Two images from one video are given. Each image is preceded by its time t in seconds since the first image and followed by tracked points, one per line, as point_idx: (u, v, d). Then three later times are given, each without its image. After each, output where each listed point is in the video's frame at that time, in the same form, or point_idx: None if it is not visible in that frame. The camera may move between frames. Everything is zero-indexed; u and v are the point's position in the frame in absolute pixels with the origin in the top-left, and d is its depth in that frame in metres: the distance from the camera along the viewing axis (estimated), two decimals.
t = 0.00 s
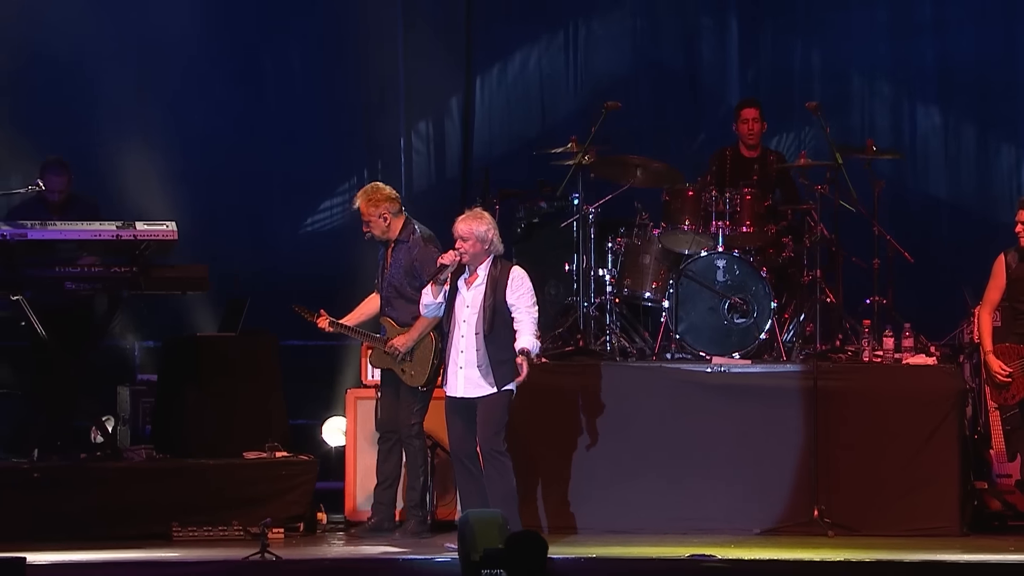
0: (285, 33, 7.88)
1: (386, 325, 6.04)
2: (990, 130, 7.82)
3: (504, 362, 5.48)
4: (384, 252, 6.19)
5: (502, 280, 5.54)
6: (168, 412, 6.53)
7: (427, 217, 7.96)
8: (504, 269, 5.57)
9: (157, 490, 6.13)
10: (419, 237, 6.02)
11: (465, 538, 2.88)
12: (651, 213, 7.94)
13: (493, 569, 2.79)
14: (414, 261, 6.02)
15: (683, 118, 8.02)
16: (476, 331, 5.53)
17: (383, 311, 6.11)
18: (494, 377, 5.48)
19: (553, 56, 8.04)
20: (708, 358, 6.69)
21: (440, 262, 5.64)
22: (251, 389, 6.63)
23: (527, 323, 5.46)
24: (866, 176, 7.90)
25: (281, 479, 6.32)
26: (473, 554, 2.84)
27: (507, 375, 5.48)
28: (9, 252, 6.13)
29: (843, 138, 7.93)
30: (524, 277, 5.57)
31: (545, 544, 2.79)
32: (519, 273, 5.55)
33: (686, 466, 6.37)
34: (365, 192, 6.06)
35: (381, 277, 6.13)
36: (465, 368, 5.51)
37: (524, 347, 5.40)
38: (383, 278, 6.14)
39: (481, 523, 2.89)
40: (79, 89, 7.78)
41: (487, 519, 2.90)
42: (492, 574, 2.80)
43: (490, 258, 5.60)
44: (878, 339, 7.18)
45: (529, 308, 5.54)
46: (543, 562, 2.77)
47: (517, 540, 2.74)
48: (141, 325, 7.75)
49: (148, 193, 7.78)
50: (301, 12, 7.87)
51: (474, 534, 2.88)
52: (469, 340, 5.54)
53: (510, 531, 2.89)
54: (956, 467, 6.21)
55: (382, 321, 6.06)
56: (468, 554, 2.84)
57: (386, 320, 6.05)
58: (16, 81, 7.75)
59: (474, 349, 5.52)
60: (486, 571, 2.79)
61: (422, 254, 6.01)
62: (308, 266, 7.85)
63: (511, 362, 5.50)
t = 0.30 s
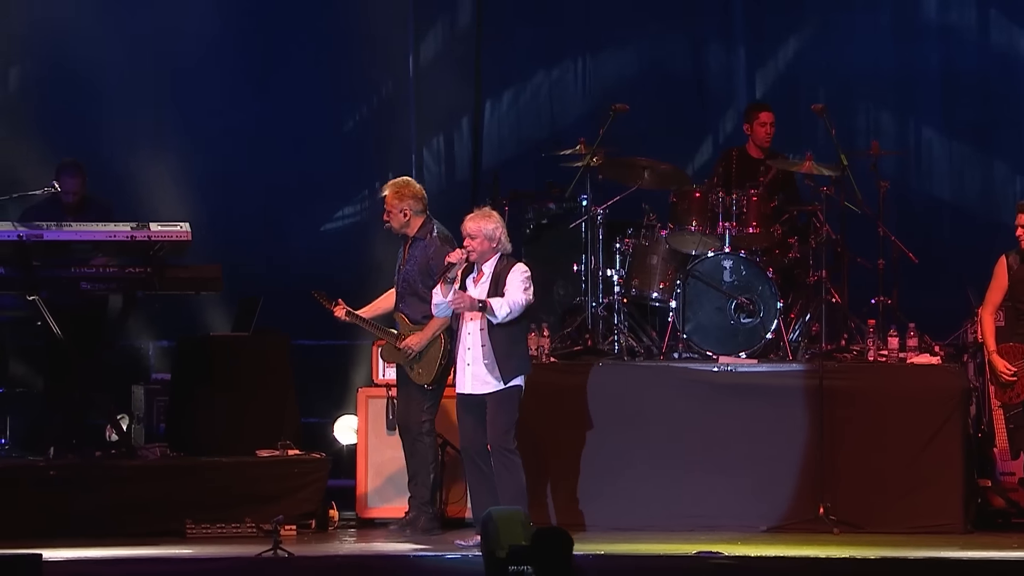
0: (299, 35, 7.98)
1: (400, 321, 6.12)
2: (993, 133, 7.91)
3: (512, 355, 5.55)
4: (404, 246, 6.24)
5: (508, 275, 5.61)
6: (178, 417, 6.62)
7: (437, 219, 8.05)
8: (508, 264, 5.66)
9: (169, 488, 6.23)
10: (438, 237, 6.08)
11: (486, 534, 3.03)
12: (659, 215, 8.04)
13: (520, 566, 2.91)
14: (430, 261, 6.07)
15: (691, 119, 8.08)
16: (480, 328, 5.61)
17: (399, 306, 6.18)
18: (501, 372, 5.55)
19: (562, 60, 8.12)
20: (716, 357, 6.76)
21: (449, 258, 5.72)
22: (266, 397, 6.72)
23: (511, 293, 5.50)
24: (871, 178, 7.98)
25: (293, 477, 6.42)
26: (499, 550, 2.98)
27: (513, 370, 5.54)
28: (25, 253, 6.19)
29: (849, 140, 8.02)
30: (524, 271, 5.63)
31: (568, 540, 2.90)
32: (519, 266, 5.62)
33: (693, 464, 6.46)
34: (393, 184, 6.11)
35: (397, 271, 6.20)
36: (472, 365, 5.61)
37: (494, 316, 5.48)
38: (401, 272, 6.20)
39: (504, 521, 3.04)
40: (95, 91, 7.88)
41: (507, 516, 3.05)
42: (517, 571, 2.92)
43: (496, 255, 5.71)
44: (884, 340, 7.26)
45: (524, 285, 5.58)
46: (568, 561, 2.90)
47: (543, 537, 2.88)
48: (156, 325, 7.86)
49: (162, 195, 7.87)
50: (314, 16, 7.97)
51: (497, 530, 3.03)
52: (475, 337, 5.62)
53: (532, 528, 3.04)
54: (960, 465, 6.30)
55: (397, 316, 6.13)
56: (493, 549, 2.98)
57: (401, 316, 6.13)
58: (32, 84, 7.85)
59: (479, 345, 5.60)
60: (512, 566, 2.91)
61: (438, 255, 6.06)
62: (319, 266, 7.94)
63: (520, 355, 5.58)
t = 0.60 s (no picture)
0: (312, 39, 8.09)
1: (415, 319, 6.18)
2: (996, 135, 8.01)
3: (517, 348, 5.66)
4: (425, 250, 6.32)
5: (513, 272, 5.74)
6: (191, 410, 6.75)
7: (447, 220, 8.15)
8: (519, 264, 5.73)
9: (181, 485, 6.31)
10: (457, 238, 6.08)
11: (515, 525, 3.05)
12: (666, 216, 8.13)
13: (547, 563, 2.95)
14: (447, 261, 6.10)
15: (698, 122, 8.17)
16: (486, 323, 5.73)
17: (414, 305, 6.25)
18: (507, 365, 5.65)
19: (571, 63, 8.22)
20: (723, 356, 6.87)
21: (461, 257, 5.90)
22: (280, 395, 6.81)
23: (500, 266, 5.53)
24: (876, 179, 8.06)
25: (304, 474, 6.50)
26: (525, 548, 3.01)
27: (519, 363, 5.65)
28: (41, 254, 6.27)
29: (854, 143, 8.11)
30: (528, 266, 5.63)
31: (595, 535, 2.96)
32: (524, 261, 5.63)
33: (700, 462, 6.53)
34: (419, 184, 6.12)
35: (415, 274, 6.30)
36: (482, 360, 5.71)
37: (476, 283, 5.48)
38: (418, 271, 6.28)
39: (527, 518, 3.06)
40: (112, 93, 7.98)
41: (531, 511, 3.06)
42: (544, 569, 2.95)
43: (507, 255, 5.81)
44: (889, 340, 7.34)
45: (525, 284, 5.60)
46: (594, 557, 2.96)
47: (575, 533, 2.93)
48: (169, 324, 7.95)
49: (175, 196, 7.97)
50: (326, 20, 8.09)
51: (521, 529, 3.04)
52: (483, 332, 5.74)
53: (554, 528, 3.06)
54: (963, 463, 6.38)
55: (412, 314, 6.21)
56: (519, 547, 3.02)
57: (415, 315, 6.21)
58: (49, 86, 7.94)
59: (487, 340, 5.71)
60: (540, 564, 2.95)
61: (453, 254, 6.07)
62: (330, 267, 8.05)
63: (525, 348, 5.69)
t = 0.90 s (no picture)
0: (326, 43, 8.19)
1: (431, 318, 6.32)
2: (1001, 137, 8.10)
3: (525, 344, 5.76)
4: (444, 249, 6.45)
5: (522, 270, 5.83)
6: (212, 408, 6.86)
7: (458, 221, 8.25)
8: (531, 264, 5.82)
9: (194, 482, 6.41)
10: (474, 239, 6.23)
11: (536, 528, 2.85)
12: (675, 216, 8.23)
13: (575, 560, 2.71)
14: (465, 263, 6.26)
15: (706, 124, 8.26)
16: (495, 319, 5.84)
17: (431, 306, 6.37)
18: (515, 361, 5.75)
19: (582, 66, 8.30)
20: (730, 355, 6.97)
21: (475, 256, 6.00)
22: (298, 395, 6.90)
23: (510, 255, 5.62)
24: (882, 179, 8.16)
25: (318, 471, 6.59)
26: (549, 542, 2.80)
27: (524, 359, 5.75)
28: (58, 254, 6.35)
29: (862, 144, 8.22)
30: (537, 264, 5.72)
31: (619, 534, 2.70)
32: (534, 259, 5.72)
33: (707, 459, 6.62)
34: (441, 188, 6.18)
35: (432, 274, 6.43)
36: (492, 357, 5.82)
37: (482, 264, 5.57)
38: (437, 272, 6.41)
39: (550, 515, 2.86)
40: (129, 96, 8.09)
41: (555, 511, 2.87)
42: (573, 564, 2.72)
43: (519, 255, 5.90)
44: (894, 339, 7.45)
45: (531, 279, 5.68)
46: (625, 561, 2.69)
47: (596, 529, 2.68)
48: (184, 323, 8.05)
49: (191, 196, 8.07)
50: (340, 24, 8.19)
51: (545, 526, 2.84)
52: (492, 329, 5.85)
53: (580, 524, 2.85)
54: (969, 461, 6.48)
55: (429, 313, 6.34)
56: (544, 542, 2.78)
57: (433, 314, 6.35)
58: (67, 87, 8.05)
59: (495, 337, 5.82)
60: (568, 560, 2.72)
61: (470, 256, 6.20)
62: (343, 267, 8.15)
63: (533, 343, 5.78)
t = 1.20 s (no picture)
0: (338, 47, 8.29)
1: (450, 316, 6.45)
2: (1007, 140, 8.21)
3: (537, 343, 5.85)
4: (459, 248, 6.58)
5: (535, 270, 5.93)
6: (229, 407, 6.95)
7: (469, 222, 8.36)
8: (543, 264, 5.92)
9: (210, 479, 6.50)
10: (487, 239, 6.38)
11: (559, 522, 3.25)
12: (684, 217, 8.33)
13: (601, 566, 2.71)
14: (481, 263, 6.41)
15: (714, 126, 8.35)
16: (507, 318, 5.93)
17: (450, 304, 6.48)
18: (527, 360, 5.84)
19: (592, 68, 8.40)
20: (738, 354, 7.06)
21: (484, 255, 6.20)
22: (313, 389, 7.00)
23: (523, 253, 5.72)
24: (889, 181, 8.26)
25: (331, 469, 6.70)
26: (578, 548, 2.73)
27: (536, 359, 5.84)
28: (76, 254, 6.44)
29: (869, 146, 8.30)
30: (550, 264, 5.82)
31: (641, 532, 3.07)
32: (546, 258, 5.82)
33: (716, 458, 6.71)
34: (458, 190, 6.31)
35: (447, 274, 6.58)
36: (504, 356, 5.91)
37: (496, 261, 5.67)
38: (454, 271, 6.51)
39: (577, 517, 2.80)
40: (145, 100, 8.18)
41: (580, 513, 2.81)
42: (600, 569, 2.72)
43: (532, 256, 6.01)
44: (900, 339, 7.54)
45: (542, 280, 5.78)
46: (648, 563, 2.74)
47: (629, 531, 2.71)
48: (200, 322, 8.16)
49: (206, 197, 8.18)
50: (353, 27, 8.29)
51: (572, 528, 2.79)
52: (504, 328, 5.94)
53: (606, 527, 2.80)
54: (975, 459, 6.57)
55: (448, 311, 6.45)
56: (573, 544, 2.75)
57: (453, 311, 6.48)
58: (84, 90, 8.15)
59: (507, 336, 5.91)
60: (596, 557, 3.07)
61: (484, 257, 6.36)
62: (356, 267, 8.26)
63: (545, 343, 5.87)
